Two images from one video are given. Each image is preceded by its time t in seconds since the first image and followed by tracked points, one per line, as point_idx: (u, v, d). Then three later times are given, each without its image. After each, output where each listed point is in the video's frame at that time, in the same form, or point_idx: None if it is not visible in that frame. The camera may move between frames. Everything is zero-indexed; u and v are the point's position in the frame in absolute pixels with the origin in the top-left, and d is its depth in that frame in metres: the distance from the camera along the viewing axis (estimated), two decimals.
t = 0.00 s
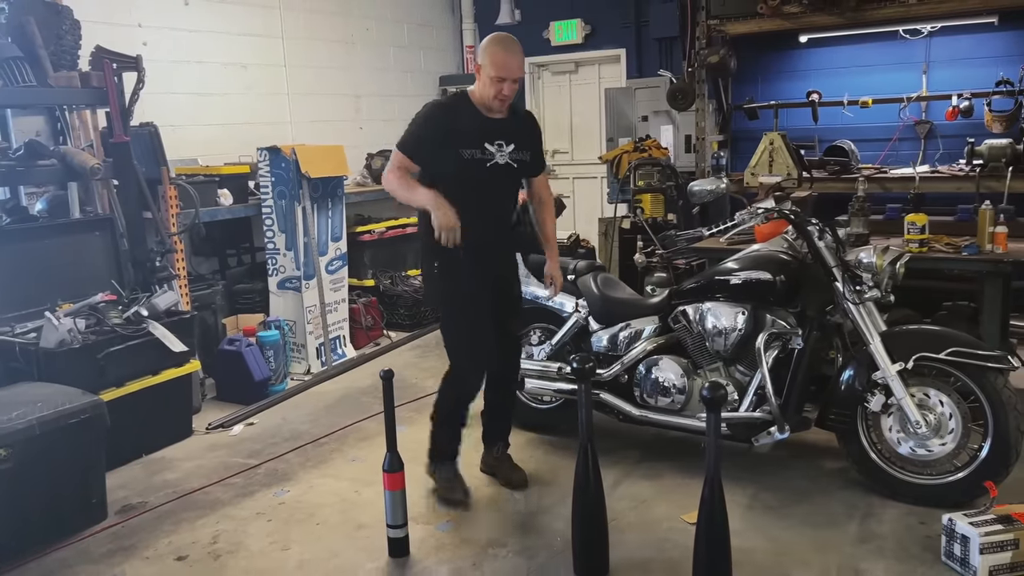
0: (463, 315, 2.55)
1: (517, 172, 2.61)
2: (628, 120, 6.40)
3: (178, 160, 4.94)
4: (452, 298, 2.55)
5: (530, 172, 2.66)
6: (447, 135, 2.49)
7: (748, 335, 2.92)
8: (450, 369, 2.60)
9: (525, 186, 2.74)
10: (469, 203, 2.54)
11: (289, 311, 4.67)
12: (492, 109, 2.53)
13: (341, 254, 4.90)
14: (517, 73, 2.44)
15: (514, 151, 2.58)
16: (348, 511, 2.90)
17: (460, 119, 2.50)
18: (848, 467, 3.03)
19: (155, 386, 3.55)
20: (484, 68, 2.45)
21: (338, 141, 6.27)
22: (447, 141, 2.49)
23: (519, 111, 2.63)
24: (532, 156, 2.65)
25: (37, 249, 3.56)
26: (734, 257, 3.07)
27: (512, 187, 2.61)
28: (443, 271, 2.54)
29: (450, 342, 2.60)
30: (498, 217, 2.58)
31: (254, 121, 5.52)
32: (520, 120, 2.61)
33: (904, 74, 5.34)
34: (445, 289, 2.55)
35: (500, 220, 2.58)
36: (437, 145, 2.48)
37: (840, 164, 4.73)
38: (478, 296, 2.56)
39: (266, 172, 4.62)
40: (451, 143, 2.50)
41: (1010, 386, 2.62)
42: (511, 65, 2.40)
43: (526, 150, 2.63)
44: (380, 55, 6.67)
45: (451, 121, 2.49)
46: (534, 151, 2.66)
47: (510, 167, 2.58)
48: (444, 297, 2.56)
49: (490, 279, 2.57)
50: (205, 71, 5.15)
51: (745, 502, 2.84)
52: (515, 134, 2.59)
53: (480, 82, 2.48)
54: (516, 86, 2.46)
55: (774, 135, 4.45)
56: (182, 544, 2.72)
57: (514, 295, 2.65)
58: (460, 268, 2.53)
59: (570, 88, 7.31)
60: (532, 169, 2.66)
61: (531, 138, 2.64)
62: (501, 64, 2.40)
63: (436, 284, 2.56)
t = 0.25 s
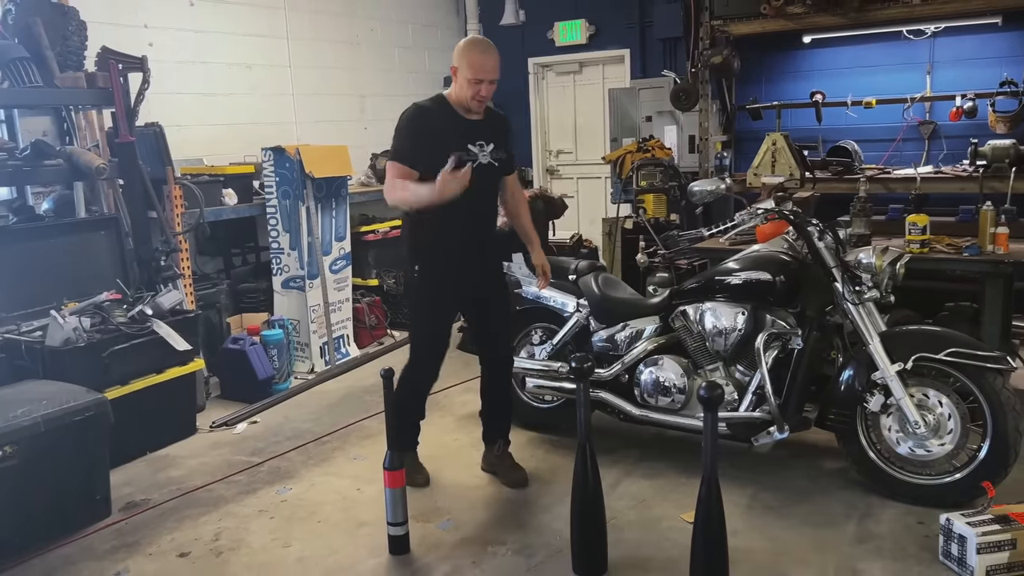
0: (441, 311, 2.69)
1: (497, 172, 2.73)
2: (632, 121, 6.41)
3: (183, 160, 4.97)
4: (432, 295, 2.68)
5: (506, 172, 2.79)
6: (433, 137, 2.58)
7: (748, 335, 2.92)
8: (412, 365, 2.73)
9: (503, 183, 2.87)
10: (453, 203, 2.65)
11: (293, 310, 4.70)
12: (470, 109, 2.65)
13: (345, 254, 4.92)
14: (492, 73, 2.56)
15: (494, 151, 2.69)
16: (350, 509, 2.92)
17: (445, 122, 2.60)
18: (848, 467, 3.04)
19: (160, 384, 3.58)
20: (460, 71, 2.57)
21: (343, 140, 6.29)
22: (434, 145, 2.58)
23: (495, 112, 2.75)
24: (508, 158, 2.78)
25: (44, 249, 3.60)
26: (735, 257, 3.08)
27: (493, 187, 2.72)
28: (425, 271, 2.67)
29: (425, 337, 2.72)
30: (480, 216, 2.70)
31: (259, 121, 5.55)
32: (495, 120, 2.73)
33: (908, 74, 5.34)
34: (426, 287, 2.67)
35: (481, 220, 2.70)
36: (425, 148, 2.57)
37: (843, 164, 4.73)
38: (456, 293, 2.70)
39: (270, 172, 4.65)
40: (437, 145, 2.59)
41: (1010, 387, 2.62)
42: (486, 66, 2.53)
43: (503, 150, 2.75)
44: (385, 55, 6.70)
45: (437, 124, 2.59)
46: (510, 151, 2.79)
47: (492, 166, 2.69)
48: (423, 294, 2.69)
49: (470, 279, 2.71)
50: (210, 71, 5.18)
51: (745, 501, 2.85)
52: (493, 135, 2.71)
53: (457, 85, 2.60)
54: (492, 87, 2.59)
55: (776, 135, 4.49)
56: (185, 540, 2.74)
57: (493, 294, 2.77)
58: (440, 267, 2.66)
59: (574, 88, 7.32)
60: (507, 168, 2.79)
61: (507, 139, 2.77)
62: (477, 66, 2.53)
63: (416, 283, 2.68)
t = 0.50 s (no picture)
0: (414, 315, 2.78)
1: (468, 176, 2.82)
2: (638, 121, 6.42)
3: (191, 160, 5.00)
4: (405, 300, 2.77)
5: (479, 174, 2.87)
6: (403, 145, 2.66)
7: (751, 335, 2.93)
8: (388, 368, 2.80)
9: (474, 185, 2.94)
10: (423, 209, 2.74)
11: (299, 309, 4.73)
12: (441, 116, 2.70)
13: (351, 254, 4.95)
14: (461, 81, 2.62)
15: (465, 155, 2.78)
16: (354, 506, 2.95)
17: (416, 128, 2.68)
18: (850, 467, 3.05)
19: (167, 382, 3.61)
20: (429, 78, 2.63)
21: (349, 140, 6.32)
22: (406, 151, 2.67)
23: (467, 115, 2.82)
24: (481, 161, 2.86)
25: (52, 248, 3.63)
26: (739, 257, 3.08)
27: (463, 192, 2.82)
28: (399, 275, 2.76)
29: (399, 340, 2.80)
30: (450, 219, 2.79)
31: (266, 121, 5.58)
32: (467, 123, 2.80)
33: (914, 75, 5.33)
34: (399, 292, 2.76)
35: (452, 225, 2.80)
36: (397, 156, 2.65)
37: (848, 165, 4.73)
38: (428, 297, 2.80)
39: (277, 172, 4.68)
40: (406, 152, 2.67)
41: (1011, 387, 2.63)
42: (454, 74, 2.58)
43: (475, 153, 2.82)
44: (391, 55, 6.72)
45: (409, 130, 2.67)
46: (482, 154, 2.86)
47: (462, 170, 2.78)
48: (394, 295, 2.77)
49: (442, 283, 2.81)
50: (217, 72, 5.21)
51: (746, 501, 2.86)
52: (466, 139, 2.78)
53: (426, 91, 2.66)
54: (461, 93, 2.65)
55: (781, 135, 4.51)
56: (191, 537, 2.77)
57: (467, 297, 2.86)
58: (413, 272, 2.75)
59: (580, 88, 7.33)
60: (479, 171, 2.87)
61: (480, 142, 2.84)
62: (445, 73, 2.58)
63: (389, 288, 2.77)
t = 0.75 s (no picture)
0: (404, 313, 2.80)
1: (453, 173, 2.82)
2: (644, 121, 6.42)
3: (198, 159, 5.03)
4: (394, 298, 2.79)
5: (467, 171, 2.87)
6: (381, 145, 2.68)
7: (756, 335, 2.93)
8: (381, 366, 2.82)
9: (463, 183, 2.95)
10: (406, 208, 2.76)
11: (306, 308, 4.75)
12: (427, 117, 2.71)
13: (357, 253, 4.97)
14: (448, 82, 2.62)
15: (448, 153, 2.78)
16: (360, 504, 2.96)
17: (394, 128, 2.69)
18: (855, 467, 3.05)
19: (175, 380, 3.63)
20: (414, 81, 2.63)
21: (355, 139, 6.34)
22: (383, 151, 2.69)
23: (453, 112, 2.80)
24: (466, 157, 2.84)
25: (60, 247, 3.66)
26: (745, 257, 3.08)
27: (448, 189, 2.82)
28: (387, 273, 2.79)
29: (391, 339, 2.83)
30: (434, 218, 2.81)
31: (273, 121, 5.60)
32: (451, 120, 2.79)
33: (920, 75, 5.32)
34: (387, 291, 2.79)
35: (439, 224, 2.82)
36: (373, 157, 2.68)
37: (854, 165, 4.73)
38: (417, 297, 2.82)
39: (283, 172, 4.69)
40: (385, 152, 2.69)
41: (1017, 388, 2.63)
42: (441, 76, 2.59)
43: (461, 150, 2.82)
44: (398, 55, 6.74)
45: (387, 130, 2.68)
46: (470, 150, 2.86)
47: (446, 168, 2.79)
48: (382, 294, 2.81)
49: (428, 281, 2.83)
50: (225, 72, 5.23)
51: (751, 500, 2.87)
52: (449, 136, 2.78)
53: (413, 94, 2.66)
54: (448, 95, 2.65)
55: (786, 136, 4.49)
56: (198, 534, 2.79)
57: (456, 295, 2.87)
58: (400, 271, 2.79)
59: (586, 88, 7.34)
60: (467, 167, 2.86)
61: (467, 138, 2.83)
62: (431, 76, 2.58)
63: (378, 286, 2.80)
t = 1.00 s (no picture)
0: (409, 312, 2.81)
1: (455, 171, 2.82)
2: (650, 120, 6.42)
3: (206, 158, 5.05)
4: (398, 297, 2.80)
5: (471, 169, 2.87)
6: (381, 146, 2.71)
7: (762, 334, 2.94)
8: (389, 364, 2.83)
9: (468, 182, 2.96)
10: (407, 207, 2.77)
11: (312, 307, 4.77)
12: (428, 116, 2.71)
13: (364, 252, 4.99)
14: (447, 81, 2.63)
15: (449, 151, 2.78)
16: (366, 502, 2.98)
17: (393, 128, 2.71)
18: (860, 467, 3.05)
19: (182, 379, 3.65)
20: (414, 81, 2.64)
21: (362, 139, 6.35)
22: (383, 152, 2.71)
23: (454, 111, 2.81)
24: (468, 155, 2.84)
25: (69, 245, 3.68)
26: (751, 257, 3.09)
27: (450, 188, 2.82)
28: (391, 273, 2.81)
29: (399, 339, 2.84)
30: (437, 216, 2.81)
31: (280, 120, 5.63)
32: (452, 118, 2.79)
33: (927, 75, 5.31)
34: (392, 290, 2.80)
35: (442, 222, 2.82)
36: (372, 157, 2.71)
37: (860, 164, 4.73)
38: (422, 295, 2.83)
39: (290, 171, 4.71)
40: (385, 153, 2.72)
41: None
42: (438, 75, 2.59)
43: (463, 149, 2.82)
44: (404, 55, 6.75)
45: (387, 131, 2.71)
46: (473, 149, 2.85)
47: (447, 167, 2.79)
48: (389, 295, 2.81)
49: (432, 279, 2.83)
50: (232, 72, 5.26)
51: (756, 499, 2.87)
52: (451, 135, 2.78)
53: (412, 94, 2.67)
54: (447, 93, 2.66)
55: (793, 135, 4.51)
56: (206, 531, 2.81)
57: (461, 294, 2.87)
58: (404, 270, 2.80)
59: (592, 88, 7.34)
60: (470, 165, 2.86)
61: (469, 136, 2.83)
62: (429, 75, 2.59)
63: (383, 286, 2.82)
